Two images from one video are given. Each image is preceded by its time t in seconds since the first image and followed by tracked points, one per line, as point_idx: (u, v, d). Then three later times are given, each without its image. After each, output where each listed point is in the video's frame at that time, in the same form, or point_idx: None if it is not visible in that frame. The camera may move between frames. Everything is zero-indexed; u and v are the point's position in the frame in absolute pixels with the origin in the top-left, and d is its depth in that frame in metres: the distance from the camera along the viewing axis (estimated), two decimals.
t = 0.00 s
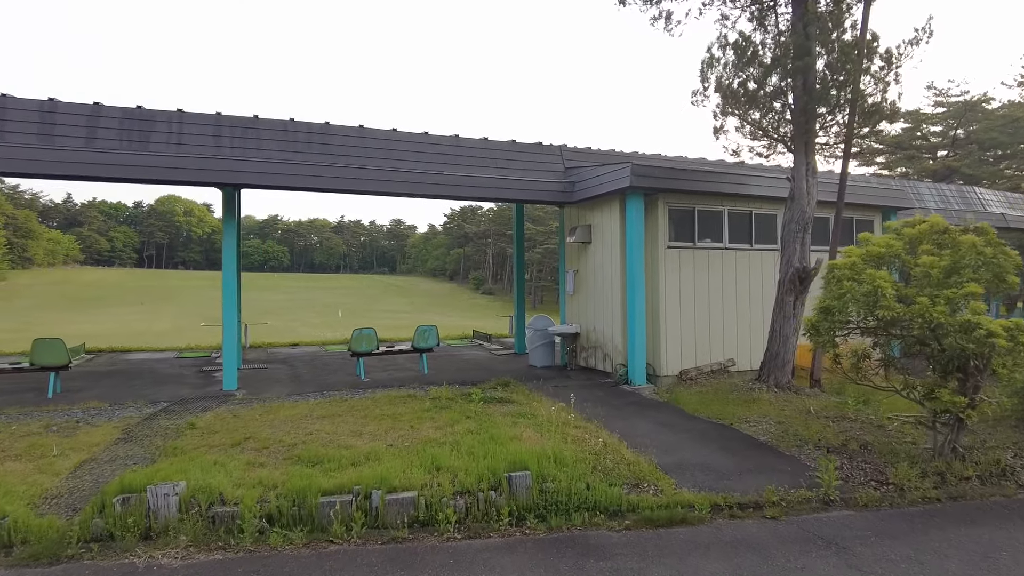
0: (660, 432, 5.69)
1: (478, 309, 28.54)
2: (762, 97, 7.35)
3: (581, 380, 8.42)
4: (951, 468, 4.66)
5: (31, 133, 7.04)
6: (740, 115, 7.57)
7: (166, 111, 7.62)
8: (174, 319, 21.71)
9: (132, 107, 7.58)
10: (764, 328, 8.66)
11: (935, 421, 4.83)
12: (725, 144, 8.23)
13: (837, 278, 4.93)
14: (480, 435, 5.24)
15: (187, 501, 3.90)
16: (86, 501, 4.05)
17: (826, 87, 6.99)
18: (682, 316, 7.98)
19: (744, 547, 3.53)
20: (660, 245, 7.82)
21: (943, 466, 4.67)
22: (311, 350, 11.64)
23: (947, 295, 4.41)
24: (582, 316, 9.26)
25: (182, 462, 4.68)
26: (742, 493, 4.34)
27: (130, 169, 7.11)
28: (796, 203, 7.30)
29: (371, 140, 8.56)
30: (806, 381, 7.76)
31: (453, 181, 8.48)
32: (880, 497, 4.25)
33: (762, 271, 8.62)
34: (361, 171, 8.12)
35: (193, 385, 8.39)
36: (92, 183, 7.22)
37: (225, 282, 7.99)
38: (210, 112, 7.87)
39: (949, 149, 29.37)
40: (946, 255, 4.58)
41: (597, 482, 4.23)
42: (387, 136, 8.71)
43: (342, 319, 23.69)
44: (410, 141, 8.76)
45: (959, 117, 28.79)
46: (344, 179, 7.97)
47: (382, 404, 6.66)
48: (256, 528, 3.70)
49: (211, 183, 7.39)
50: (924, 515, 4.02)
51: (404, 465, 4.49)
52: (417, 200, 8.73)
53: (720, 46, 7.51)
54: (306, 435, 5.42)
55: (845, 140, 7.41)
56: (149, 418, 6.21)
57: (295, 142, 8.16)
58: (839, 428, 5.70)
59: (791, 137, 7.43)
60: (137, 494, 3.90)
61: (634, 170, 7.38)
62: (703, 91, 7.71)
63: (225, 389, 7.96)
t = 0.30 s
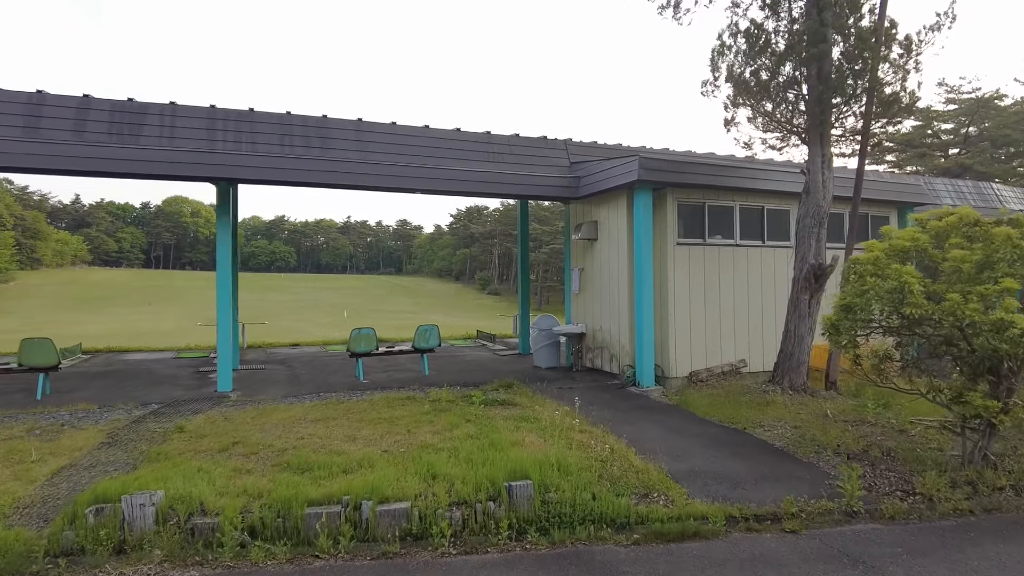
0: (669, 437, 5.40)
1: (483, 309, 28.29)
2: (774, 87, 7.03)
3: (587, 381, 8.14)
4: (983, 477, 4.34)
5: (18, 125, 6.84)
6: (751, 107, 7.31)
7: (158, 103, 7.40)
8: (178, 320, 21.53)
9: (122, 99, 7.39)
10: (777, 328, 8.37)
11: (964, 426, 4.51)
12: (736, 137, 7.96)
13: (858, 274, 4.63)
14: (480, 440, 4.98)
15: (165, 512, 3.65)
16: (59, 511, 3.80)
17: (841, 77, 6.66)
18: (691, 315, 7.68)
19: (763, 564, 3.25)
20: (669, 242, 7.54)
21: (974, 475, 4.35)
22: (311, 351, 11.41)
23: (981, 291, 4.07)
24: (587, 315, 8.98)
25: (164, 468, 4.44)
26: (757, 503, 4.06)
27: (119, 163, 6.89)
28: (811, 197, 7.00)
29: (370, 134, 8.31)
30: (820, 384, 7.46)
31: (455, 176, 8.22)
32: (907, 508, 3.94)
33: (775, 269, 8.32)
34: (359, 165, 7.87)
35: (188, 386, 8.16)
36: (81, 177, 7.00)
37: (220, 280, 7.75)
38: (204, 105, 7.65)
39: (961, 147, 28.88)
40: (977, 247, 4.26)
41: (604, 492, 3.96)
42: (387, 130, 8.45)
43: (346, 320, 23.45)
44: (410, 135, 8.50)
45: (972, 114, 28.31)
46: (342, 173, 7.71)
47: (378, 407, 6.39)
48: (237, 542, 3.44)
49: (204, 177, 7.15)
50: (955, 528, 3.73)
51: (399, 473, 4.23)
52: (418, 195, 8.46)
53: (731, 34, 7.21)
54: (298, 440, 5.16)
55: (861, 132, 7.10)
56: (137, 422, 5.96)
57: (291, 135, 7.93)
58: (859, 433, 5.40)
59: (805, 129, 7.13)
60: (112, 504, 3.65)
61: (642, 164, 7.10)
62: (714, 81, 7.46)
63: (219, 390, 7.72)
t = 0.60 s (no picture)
0: (687, 448, 5.10)
1: (495, 310, 28.03)
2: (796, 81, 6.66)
3: (600, 386, 7.85)
4: None
5: (15, 123, 6.67)
6: (771, 100, 6.97)
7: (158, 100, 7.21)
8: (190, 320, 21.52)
9: (122, 96, 7.20)
10: (799, 331, 8.01)
11: (1010, 440, 4.14)
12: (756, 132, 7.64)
13: (892, 275, 4.30)
14: (487, 451, 4.71)
15: (149, 529, 3.41)
16: (38, 527, 3.58)
17: (868, 67, 6.32)
18: (710, 318, 7.36)
19: None
20: (686, 242, 7.22)
21: (1021, 493, 4.00)
22: (319, 353, 11.22)
23: None
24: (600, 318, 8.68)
25: (154, 480, 4.21)
26: (784, 522, 3.75)
27: (117, 161, 6.70)
28: (836, 192, 6.61)
29: (376, 131, 8.07)
30: (845, 390, 7.09)
31: (463, 173, 7.97)
32: (949, 531, 3.59)
33: (797, 269, 7.98)
34: (364, 162, 7.64)
35: (190, 390, 7.96)
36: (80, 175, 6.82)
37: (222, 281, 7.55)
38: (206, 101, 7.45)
39: (984, 144, 28.13)
40: None
41: (618, 510, 3.67)
42: (393, 126, 8.21)
43: (357, 320, 23.30)
44: (417, 131, 8.26)
45: (995, 110, 27.59)
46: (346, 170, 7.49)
47: (383, 413, 6.15)
48: (223, 564, 3.20)
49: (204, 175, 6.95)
50: (1004, 553, 3.40)
51: (399, 487, 3.97)
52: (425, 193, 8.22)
53: (751, 23, 6.89)
54: (295, 450, 4.92)
55: (888, 125, 6.75)
56: (134, 428, 5.77)
57: (294, 132, 7.71)
58: (891, 442, 5.04)
59: (829, 122, 6.80)
60: (92, 520, 3.42)
61: (657, 159, 6.80)
62: (733, 73, 7.15)
63: (221, 394, 7.53)
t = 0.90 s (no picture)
0: (704, 457, 4.77)
1: (506, 309, 27.73)
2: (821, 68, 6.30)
3: (612, 389, 7.53)
4: None
5: (7, 116, 6.49)
6: (793, 88, 6.62)
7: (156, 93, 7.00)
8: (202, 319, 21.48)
9: (118, 88, 7.00)
10: (821, 331, 7.63)
11: None
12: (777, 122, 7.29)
13: (931, 271, 3.96)
14: (491, 459, 4.41)
15: (121, 545, 3.15)
16: (6, 540, 3.33)
17: (899, 52, 5.94)
18: (727, 318, 7.02)
19: None
20: (702, 238, 6.89)
21: None
22: (325, 353, 10.99)
23: None
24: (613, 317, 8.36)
25: (136, 488, 3.96)
26: (813, 541, 3.41)
27: (112, 155, 6.49)
28: (863, 185, 6.24)
29: (380, 124, 7.81)
30: (871, 393, 6.70)
31: (470, 167, 7.69)
32: (997, 554, 3.24)
33: (820, 266, 7.61)
34: (368, 156, 7.38)
35: (190, 391, 7.73)
36: (74, 170, 6.63)
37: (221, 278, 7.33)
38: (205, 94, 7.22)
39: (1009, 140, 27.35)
40: None
41: (631, 527, 3.36)
42: (398, 119, 7.95)
43: (369, 319, 23.14)
44: (423, 124, 7.99)
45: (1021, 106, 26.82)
46: (349, 164, 7.23)
47: (384, 417, 5.87)
48: None
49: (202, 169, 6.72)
50: None
51: (394, 500, 3.68)
52: (431, 188, 7.95)
53: (772, 7, 6.54)
54: (289, 457, 4.66)
55: (919, 113, 6.36)
56: (125, 431, 5.53)
57: (296, 126, 7.47)
58: (925, 451, 4.66)
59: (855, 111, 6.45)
60: (61, 535, 3.17)
61: (671, 151, 6.47)
62: (753, 60, 6.82)
63: (220, 395, 7.30)
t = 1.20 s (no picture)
0: (710, 467, 4.49)
1: (513, 309, 27.46)
2: (833, 57, 6.02)
3: (615, 393, 7.25)
4: None
5: None
6: (802, 79, 6.34)
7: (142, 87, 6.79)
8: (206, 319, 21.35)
9: (104, 83, 6.80)
10: (833, 332, 7.33)
11: None
12: (787, 115, 7.02)
13: (957, 269, 3.68)
14: (483, 470, 4.15)
15: (75, 566, 2.90)
16: None
17: (916, 39, 5.65)
18: (735, 319, 6.74)
19: None
20: (709, 236, 6.60)
21: None
22: (323, 354, 10.76)
23: None
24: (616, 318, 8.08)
25: (104, 501, 3.72)
26: (830, 562, 3.13)
27: (96, 150, 6.28)
28: (878, 179, 5.93)
29: (375, 119, 7.56)
30: (886, 399, 6.41)
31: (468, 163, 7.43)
32: None
33: (832, 265, 7.31)
34: (361, 151, 7.13)
35: (179, 395, 7.50)
36: (57, 166, 6.42)
37: (211, 279, 7.10)
38: (193, 88, 7.01)
39: None
40: None
41: (630, 547, 3.09)
42: (393, 114, 7.70)
43: (375, 319, 22.93)
44: (419, 119, 7.74)
45: None
46: (341, 160, 6.99)
47: (375, 423, 5.62)
48: None
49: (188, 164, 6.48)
50: None
51: (376, 517, 3.42)
52: (428, 185, 7.70)
53: None
54: (270, 467, 4.41)
55: (938, 104, 6.05)
56: (105, 438, 5.31)
57: (287, 121, 7.24)
58: (947, 462, 4.36)
59: (869, 102, 6.16)
60: (11, 556, 2.93)
61: (676, 144, 6.20)
62: (762, 49, 6.55)
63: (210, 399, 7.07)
